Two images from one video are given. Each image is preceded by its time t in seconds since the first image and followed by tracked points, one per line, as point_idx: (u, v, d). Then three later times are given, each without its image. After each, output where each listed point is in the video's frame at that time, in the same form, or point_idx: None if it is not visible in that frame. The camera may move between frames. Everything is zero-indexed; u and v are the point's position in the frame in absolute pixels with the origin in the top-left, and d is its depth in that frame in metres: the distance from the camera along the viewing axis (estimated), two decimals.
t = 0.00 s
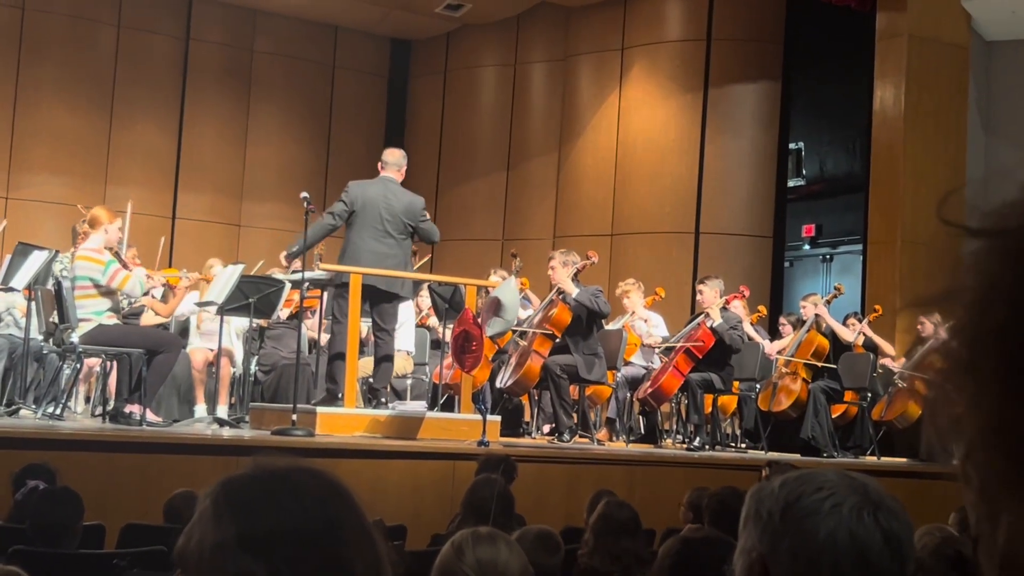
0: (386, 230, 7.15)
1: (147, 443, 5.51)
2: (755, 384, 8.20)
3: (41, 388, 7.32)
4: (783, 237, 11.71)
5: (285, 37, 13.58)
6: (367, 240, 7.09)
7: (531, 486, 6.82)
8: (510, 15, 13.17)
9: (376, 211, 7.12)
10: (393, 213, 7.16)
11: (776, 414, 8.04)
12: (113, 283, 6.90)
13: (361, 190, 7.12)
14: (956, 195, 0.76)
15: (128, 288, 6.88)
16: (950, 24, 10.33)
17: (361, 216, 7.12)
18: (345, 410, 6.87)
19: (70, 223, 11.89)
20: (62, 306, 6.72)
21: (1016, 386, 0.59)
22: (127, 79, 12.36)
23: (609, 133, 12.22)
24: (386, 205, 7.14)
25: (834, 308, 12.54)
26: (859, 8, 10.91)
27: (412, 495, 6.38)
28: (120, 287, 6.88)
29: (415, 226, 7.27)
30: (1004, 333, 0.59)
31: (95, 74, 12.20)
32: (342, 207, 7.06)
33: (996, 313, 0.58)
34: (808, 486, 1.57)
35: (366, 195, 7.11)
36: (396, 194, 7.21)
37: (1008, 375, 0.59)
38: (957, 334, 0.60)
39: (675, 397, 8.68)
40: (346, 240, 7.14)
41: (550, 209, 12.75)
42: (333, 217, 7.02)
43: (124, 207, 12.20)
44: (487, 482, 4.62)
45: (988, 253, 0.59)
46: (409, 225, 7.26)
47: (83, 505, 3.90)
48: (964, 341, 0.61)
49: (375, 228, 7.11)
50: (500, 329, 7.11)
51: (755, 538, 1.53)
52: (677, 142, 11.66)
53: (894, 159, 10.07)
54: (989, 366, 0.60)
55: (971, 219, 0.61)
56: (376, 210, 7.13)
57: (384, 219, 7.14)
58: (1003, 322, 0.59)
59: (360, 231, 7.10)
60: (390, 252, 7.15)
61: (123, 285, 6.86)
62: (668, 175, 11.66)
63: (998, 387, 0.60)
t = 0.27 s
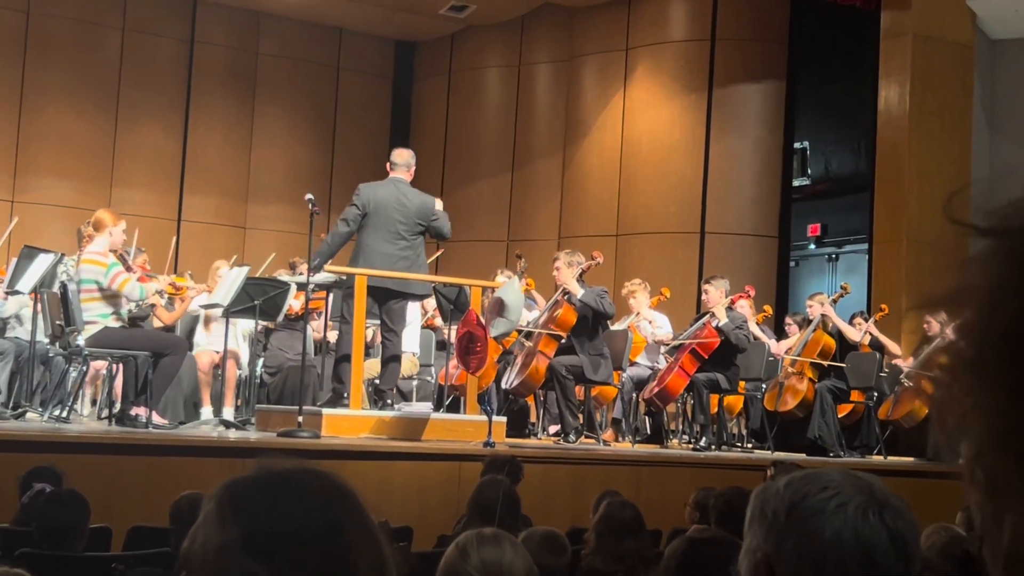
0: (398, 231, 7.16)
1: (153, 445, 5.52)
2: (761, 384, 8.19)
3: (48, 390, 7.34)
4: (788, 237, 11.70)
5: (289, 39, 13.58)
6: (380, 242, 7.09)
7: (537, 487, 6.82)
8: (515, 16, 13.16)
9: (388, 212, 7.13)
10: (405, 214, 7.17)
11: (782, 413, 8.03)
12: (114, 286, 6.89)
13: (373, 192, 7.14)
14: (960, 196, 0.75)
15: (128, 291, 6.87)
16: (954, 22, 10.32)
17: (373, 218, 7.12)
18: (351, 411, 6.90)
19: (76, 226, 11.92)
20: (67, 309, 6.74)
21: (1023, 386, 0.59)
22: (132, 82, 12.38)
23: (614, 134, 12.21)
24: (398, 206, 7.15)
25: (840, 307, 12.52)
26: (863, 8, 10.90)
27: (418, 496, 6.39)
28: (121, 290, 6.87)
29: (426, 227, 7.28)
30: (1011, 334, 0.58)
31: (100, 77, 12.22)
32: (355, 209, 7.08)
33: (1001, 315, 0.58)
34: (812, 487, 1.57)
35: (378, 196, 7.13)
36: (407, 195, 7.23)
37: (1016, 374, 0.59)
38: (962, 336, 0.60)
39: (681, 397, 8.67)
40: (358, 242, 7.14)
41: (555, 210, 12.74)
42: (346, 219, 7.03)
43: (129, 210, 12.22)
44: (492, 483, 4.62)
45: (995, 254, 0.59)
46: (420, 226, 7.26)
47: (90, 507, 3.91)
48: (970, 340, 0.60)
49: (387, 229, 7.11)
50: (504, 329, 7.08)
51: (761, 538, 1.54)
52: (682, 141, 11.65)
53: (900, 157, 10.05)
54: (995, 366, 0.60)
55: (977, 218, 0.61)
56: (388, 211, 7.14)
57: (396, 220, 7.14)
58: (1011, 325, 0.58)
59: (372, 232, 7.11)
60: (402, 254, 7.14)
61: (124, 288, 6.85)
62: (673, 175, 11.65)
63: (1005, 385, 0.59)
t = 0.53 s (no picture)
0: (410, 235, 7.16)
1: (160, 449, 5.54)
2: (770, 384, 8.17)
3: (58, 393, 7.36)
4: (797, 236, 11.68)
5: (296, 41, 13.59)
6: (392, 244, 7.09)
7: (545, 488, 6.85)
8: (521, 17, 13.16)
9: (401, 216, 7.13)
10: (417, 218, 7.18)
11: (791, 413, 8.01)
12: (120, 289, 6.94)
13: (387, 194, 7.13)
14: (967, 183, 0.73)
15: (133, 294, 6.90)
16: (961, 20, 10.29)
17: (387, 220, 7.11)
18: (360, 412, 6.92)
19: (85, 230, 11.95)
20: (76, 313, 6.73)
21: None
22: (140, 86, 12.41)
23: (621, 134, 12.20)
24: (410, 209, 7.16)
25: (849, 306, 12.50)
26: (870, 6, 10.87)
27: (426, 497, 6.40)
28: (126, 292, 6.91)
29: (434, 231, 7.31)
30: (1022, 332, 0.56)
31: (108, 81, 12.25)
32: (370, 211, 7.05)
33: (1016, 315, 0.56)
34: (820, 487, 1.56)
35: (391, 199, 7.12)
36: (418, 199, 7.25)
37: None
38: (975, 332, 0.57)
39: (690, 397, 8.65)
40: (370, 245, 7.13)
41: (562, 210, 12.74)
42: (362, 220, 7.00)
43: (138, 213, 12.25)
44: (501, 484, 4.62)
45: (1007, 250, 0.56)
46: (429, 230, 7.28)
47: (99, 511, 3.91)
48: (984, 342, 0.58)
49: (400, 232, 7.11)
50: (510, 330, 7.09)
51: (768, 539, 1.54)
52: (691, 141, 11.63)
53: (908, 156, 10.02)
54: (1009, 365, 0.58)
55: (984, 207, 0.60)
56: (401, 214, 7.14)
57: (408, 224, 7.15)
58: (1022, 323, 0.56)
59: (386, 234, 7.10)
60: (413, 257, 7.16)
61: (128, 291, 6.89)
62: (681, 175, 11.64)
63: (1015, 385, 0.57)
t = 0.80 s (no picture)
0: (421, 237, 7.16)
1: (172, 451, 5.55)
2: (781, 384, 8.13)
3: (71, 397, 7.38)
4: (808, 236, 11.66)
5: (306, 43, 13.61)
6: (403, 247, 7.09)
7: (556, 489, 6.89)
8: (530, 18, 13.15)
9: (412, 218, 7.12)
10: (428, 220, 7.18)
11: (802, 413, 7.99)
12: (137, 293, 6.97)
13: (399, 196, 7.12)
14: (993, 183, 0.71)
15: (153, 298, 6.95)
16: (972, 18, 10.26)
17: (398, 222, 7.11)
18: (371, 414, 6.95)
19: (96, 233, 11.99)
20: (87, 316, 6.85)
21: None
22: (150, 89, 12.44)
23: (631, 134, 12.19)
24: (422, 211, 7.16)
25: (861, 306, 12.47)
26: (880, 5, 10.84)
27: (438, 499, 6.41)
28: (144, 297, 6.95)
29: (445, 233, 7.31)
30: None
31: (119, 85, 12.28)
32: (381, 213, 7.04)
33: None
34: (831, 487, 1.56)
35: (403, 201, 7.11)
36: (430, 200, 7.24)
37: None
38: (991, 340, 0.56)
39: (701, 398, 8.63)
40: (381, 246, 7.13)
41: (573, 211, 12.73)
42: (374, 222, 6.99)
43: (149, 216, 12.28)
44: (512, 485, 4.62)
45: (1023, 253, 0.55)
46: (440, 232, 7.28)
47: (113, 514, 3.92)
48: (995, 341, 0.57)
49: (412, 234, 7.11)
50: (521, 331, 7.04)
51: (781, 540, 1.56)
52: (701, 141, 11.61)
53: (920, 154, 9.97)
54: None
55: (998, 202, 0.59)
56: (413, 216, 7.14)
57: (419, 226, 7.15)
58: None
59: (397, 236, 7.10)
60: (424, 259, 7.16)
61: (148, 295, 6.93)
62: (691, 175, 11.62)
63: None
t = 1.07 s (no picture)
0: (431, 239, 7.17)
1: (184, 453, 5.57)
2: (794, 383, 8.13)
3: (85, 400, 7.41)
4: (820, 235, 11.63)
5: (317, 46, 13.62)
6: (413, 248, 7.10)
7: (570, 489, 6.90)
8: (541, 19, 13.14)
9: (420, 219, 7.13)
10: (438, 221, 7.18)
11: (815, 413, 7.96)
12: (149, 298, 6.98)
13: (407, 198, 7.13)
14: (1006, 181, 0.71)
15: (164, 304, 6.96)
16: (983, 16, 10.22)
17: (408, 224, 7.12)
18: (383, 416, 6.97)
19: (110, 237, 12.04)
20: (100, 319, 6.89)
21: None
22: (163, 93, 12.49)
23: (642, 134, 12.17)
24: (430, 213, 7.17)
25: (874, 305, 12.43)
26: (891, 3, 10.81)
27: (451, 500, 6.42)
28: (156, 302, 6.96)
29: (455, 233, 7.31)
30: None
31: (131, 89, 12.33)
32: (390, 215, 7.06)
33: None
34: (841, 487, 1.54)
35: (411, 203, 7.12)
36: (439, 201, 7.24)
37: None
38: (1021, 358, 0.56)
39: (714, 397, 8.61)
40: (390, 249, 7.14)
41: (584, 212, 12.72)
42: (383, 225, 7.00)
43: (162, 220, 12.32)
44: (524, 486, 4.61)
45: None
46: (450, 232, 7.29)
47: (126, 518, 3.93)
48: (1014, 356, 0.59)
49: (421, 236, 7.12)
50: (532, 332, 7.08)
51: (790, 540, 1.54)
52: (712, 141, 11.59)
53: (932, 152, 9.93)
54: None
55: (1009, 201, 0.65)
56: (422, 218, 7.15)
57: (429, 227, 7.16)
58: None
59: (406, 238, 7.11)
60: (434, 260, 7.16)
61: (159, 300, 6.94)
62: (703, 175, 11.60)
63: None
